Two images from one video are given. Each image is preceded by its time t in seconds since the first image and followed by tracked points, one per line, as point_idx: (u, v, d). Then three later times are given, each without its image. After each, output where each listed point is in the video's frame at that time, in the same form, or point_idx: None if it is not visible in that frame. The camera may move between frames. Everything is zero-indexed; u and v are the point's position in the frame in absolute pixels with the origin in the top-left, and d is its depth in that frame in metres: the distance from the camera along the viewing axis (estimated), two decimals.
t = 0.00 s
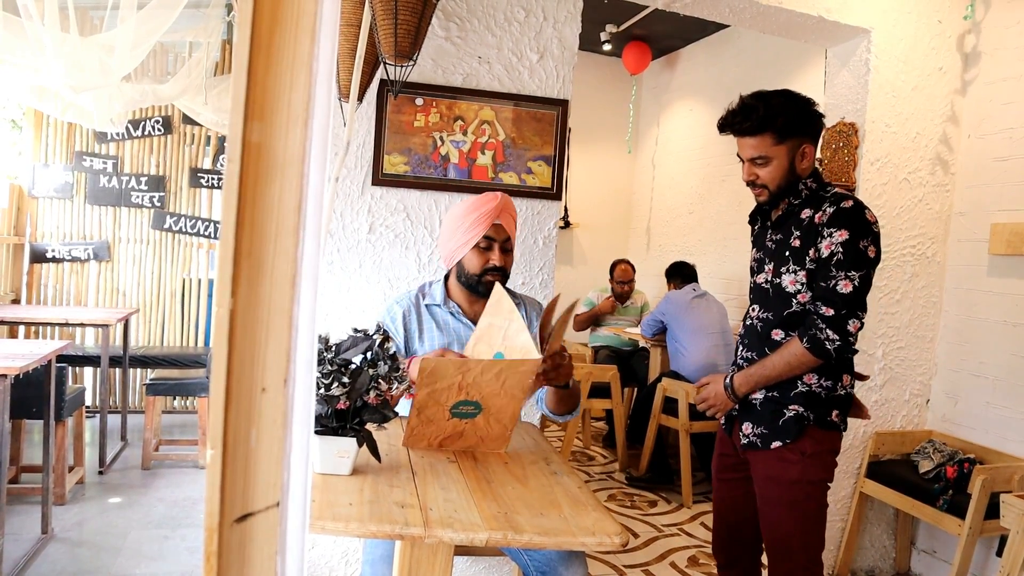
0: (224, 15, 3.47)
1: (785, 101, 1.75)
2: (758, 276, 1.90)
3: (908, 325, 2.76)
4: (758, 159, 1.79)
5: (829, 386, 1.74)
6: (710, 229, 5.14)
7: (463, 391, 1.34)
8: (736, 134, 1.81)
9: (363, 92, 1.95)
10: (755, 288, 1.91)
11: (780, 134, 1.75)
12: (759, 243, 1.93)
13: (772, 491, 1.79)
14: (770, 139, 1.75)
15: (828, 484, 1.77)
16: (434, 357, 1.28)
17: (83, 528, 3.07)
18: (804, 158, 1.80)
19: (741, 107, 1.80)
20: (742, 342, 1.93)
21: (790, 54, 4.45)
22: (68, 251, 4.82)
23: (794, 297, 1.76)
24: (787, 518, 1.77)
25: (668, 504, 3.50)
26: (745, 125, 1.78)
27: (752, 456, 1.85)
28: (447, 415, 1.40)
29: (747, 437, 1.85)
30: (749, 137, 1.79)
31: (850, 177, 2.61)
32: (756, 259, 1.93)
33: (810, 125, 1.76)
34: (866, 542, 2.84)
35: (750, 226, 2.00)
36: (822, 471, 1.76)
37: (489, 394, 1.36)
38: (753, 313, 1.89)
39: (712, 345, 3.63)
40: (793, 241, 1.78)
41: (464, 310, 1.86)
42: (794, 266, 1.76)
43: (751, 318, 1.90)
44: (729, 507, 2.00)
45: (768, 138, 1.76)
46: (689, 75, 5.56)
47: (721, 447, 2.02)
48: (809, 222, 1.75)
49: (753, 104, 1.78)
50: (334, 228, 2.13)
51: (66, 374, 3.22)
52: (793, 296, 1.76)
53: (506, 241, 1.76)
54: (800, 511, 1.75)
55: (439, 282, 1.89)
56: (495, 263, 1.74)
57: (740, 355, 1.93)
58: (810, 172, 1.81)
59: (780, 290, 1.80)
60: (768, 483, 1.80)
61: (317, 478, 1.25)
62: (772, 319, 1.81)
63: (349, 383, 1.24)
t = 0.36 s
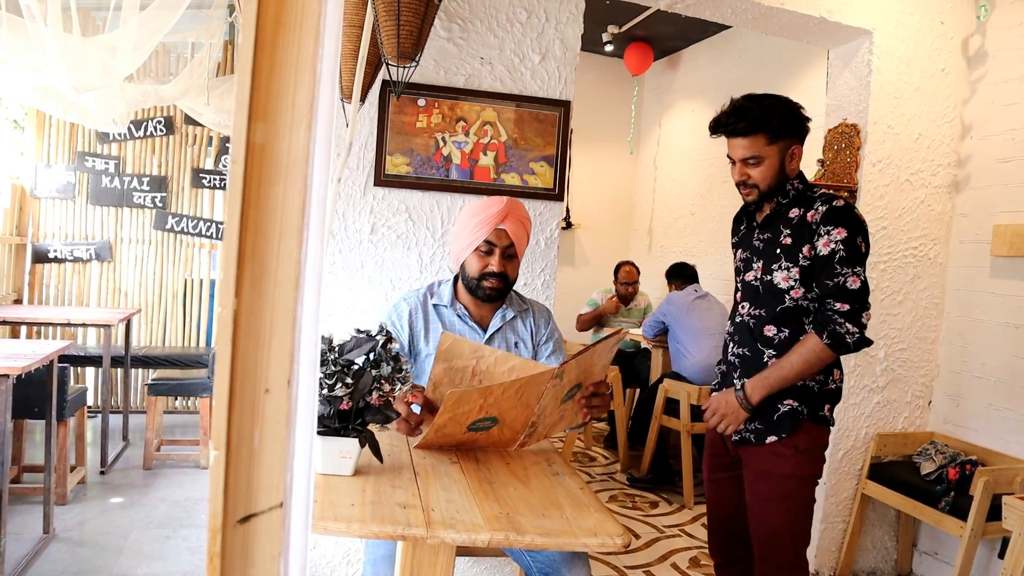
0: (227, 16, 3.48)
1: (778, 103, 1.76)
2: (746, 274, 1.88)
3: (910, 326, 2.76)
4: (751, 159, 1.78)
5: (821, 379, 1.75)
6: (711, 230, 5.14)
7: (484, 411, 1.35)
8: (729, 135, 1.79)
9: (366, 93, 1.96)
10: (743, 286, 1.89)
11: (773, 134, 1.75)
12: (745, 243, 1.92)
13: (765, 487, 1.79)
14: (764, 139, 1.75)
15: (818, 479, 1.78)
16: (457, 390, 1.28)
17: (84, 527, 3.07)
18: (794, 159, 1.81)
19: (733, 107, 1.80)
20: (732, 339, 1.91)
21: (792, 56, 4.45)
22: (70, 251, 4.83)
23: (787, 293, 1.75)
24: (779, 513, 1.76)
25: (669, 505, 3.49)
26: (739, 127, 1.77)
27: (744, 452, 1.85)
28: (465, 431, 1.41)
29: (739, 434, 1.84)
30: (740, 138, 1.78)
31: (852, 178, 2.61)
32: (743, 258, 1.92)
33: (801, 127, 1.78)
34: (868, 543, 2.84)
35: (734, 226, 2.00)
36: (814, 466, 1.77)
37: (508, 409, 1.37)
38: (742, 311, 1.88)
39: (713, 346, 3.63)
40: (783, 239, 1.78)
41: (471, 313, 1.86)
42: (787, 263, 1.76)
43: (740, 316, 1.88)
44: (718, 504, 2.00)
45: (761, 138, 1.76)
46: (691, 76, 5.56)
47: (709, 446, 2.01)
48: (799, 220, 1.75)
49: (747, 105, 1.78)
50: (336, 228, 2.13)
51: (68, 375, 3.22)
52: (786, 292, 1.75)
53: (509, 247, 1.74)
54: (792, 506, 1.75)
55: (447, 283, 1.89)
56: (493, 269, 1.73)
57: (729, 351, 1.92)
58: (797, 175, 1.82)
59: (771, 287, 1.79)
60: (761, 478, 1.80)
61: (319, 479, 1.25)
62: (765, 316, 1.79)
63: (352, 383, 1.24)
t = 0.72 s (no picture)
0: (230, 16, 3.48)
1: (770, 108, 1.78)
2: (738, 276, 1.88)
3: (913, 327, 2.76)
4: (742, 162, 1.80)
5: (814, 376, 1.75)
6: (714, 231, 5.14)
7: (471, 384, 1.40)
8: (721, 137, 1.81)
9: (369, 93, 1.96)
10: (735, 287, 1.89)
11: (766, 138, 1.77)
12: (735, 245, 1.92)
13: (757, 482, 1.78)
14: (756, 142, 1.77)
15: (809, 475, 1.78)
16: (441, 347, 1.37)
17: (87, 527, 3.07)
18: (782, 163, 1.83)
19: (726, 110, 1.81)
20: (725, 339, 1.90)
21: (796, 57, 4.45)
22: (73, 251, 4.84)
23: (783, 293, 1.76)
24: (770, 508, 1.76)
25: (671, 506, 3.49)
26: (731, 130, 1.79)
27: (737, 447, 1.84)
28: (454, 406, 1.43)
29: (735, 431, 1.82)
30: (732, 141, 1.80)
31: (854, 179, 2.60)
32: (733, 260, 1.92)
33: (790, 132, 1.81)
34: (870, 544, 2.83)
35: (721, 228, 2.00)
36: (806, 462, 1.76)
37: (498, 389, 1.41)
38: (735, 311, 1.87)
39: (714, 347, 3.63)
40: (775, 240, 1.79)
41: (477, 314, 1.86)
42: (782, 263, 1.76)
43: (734, 317, 1.87)
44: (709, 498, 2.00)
45: (752, 142, 1.78)
46: (694, 77, 5.56)
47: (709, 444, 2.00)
48: (791, 221, 1.76)
49: (741, 108, 1.79)
50: (339, 228, 2.13)
51: (71, 375, 3.22)
52: (783, 292, 1.75)
53: (513, 250, 1.74)
54: (783, 502, 1.75)
55: (455, 283, 1.90)
56: (500, 270, 1.73)
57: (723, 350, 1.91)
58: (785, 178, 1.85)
59: (766, 287, 1.78)
60: (753, 473, 1.79)
61: (322, 479, 1.25)
62: (759, 315, 1.79)
63: (355, 384, 1.25)
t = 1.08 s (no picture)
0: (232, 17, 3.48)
1: (760, 113, 1.77)
2: (733, 278, 1.88)
3: (915, 326, 2.75)
4: (733, 168, 1.79)
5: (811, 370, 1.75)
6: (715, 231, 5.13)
7: (468, 387, 1.37)
8: (712, 144, 1.81)
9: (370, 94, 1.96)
10: (731, 289, 1.88)
11: (756, 144, 1.77)
12: (729, 247, 1.92)
13: (747, 475, 1.78)
14: (746, 149, 1.77)
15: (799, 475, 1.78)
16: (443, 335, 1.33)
17: (90, 528, 3.08)
18: (774, 166, 1.83)
19: (717, 117, 1.81)
20: (721, 339, 1.90)
21: (797, 56, 4.45)
22: (75, 253, 4.85)
23: (778, 292, 1.75)
24: (756, 503, 1.76)
25: (674, 506, 3.49)
26: (722, 137, 1.79)
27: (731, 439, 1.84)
28: (448, 410, 1.43)
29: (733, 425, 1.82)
30: (723, 147, 1.79)
31: (856, 178, 2.60)
32: (728, 262, 1.92)
33: (781, 136, 1.80)
34: (873, 544, 2.83)
35: (716, 232, 2.00)
36: (796, 461, 1.76)
37: (493, 398, 1.39)
38: (732, 313, 1.87)
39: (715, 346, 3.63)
40: (768, 241, 1.79)
41: (475, 315, 1.86)
42: (775, 263, 1.76)
43: (730, 318, 1.87)
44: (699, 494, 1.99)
45: (743, 148, 1.77)
46: (695, 77, 5.55)
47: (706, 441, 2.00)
48: (783, 222, 1.76)
49: (731, 115, 1.79)
50: (340, 229, 2.13)
51: (74, 376, 3.23)
52: (778, 292, 1.75)
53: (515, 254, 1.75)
54: (770, 498, 1.75)
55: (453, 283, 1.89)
56: (500, 273, 1.73)
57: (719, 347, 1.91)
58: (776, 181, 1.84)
59: (761, 288, 1.78)
60: (744, 466, 1.79)
61: (323, 480, 1.25)
62: (755, 314, 1.78)
63: (356, 384, 1.25)
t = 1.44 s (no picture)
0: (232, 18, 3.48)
1: (749, 115, 1.78)
2: (728, 279, 1.88)
3: (916, 326, 2.75)
4: (724, 169, 1.79)
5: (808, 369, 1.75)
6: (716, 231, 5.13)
7: (467, 378, 1.38)
8: (702, 146, 1.80)
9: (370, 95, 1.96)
10: (726, 290, 1.88)
11: (747, 145, 1.78)
12: (724, 249, 1.92)
13: (732, 468, 1.78)
14: (737, 150, 1.77)
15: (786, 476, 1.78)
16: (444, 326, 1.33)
17: (92, 530, 3.08)
18: (764, 167, 1.83)
19: (706, 120, 1.81)
20: (718, 339, 1.90)
21: (797, 56, 4.45)
22: (76, 254, 4.86)
23: (772, 290, 1.75)
24: (741, 498, 1.75)
25: (675, 506, 3.49)
26: (712, 139, 1.78)
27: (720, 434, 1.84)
28: (448, 404, 1.43)
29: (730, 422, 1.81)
30: (713, 150, 1.79)
31: (856, 178, 2.60)
32: (723, 264, 1.92)
33: (770, 136, 1.81)
34: (875, 544, 2.83)
35: (711, 235, 2.00)
36: (783, 460, 1.76)
37: (493, 389, 1.39)
38: (728, 313, 1.86)
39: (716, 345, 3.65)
40: (761, 240, 1.79)
41: (473, 315, 1.86)
42: (768, 262, 1.76)
43: (727, 318, 1.86)
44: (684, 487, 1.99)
45: (733, 149, 1.77)
46: (695, 77, 5.55)
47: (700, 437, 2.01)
48: (775, 221, 1.77)
49: (721, 118, 1.79)
50: (341, 230, 2.13)
51: (75, 378, 3.23)
52: (772, 289, 1.75)
53: (524, 246, 1.79)
54: (754, 493, 1.75)
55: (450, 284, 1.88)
56: (524, 265, 1.76)
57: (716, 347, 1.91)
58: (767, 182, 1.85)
59: (755, 286, 1.78)
60: (730, 459, 1.79)
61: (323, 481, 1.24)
62: (751, 313, 1.78)
63: (355, 385, 1.25)
